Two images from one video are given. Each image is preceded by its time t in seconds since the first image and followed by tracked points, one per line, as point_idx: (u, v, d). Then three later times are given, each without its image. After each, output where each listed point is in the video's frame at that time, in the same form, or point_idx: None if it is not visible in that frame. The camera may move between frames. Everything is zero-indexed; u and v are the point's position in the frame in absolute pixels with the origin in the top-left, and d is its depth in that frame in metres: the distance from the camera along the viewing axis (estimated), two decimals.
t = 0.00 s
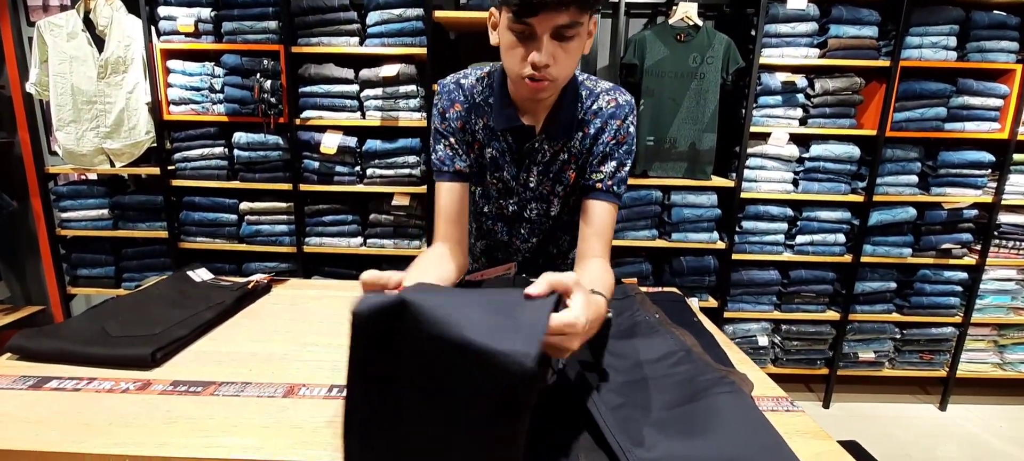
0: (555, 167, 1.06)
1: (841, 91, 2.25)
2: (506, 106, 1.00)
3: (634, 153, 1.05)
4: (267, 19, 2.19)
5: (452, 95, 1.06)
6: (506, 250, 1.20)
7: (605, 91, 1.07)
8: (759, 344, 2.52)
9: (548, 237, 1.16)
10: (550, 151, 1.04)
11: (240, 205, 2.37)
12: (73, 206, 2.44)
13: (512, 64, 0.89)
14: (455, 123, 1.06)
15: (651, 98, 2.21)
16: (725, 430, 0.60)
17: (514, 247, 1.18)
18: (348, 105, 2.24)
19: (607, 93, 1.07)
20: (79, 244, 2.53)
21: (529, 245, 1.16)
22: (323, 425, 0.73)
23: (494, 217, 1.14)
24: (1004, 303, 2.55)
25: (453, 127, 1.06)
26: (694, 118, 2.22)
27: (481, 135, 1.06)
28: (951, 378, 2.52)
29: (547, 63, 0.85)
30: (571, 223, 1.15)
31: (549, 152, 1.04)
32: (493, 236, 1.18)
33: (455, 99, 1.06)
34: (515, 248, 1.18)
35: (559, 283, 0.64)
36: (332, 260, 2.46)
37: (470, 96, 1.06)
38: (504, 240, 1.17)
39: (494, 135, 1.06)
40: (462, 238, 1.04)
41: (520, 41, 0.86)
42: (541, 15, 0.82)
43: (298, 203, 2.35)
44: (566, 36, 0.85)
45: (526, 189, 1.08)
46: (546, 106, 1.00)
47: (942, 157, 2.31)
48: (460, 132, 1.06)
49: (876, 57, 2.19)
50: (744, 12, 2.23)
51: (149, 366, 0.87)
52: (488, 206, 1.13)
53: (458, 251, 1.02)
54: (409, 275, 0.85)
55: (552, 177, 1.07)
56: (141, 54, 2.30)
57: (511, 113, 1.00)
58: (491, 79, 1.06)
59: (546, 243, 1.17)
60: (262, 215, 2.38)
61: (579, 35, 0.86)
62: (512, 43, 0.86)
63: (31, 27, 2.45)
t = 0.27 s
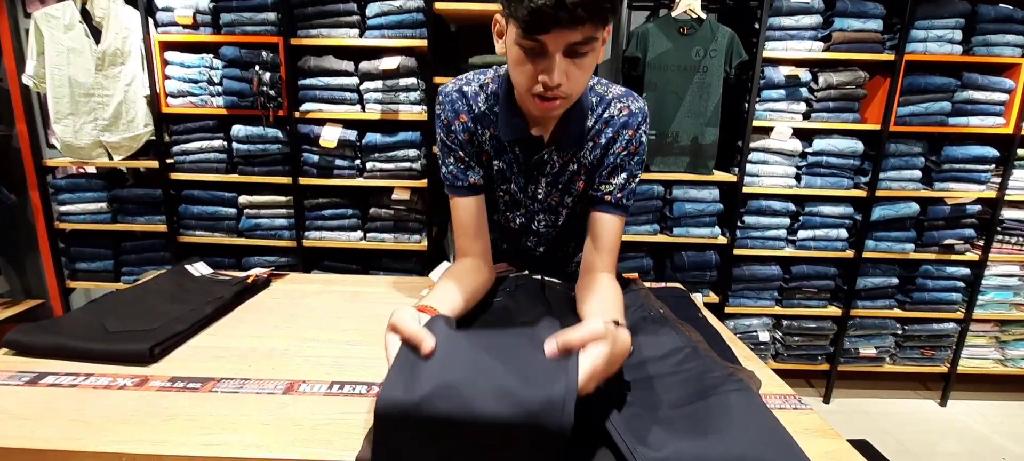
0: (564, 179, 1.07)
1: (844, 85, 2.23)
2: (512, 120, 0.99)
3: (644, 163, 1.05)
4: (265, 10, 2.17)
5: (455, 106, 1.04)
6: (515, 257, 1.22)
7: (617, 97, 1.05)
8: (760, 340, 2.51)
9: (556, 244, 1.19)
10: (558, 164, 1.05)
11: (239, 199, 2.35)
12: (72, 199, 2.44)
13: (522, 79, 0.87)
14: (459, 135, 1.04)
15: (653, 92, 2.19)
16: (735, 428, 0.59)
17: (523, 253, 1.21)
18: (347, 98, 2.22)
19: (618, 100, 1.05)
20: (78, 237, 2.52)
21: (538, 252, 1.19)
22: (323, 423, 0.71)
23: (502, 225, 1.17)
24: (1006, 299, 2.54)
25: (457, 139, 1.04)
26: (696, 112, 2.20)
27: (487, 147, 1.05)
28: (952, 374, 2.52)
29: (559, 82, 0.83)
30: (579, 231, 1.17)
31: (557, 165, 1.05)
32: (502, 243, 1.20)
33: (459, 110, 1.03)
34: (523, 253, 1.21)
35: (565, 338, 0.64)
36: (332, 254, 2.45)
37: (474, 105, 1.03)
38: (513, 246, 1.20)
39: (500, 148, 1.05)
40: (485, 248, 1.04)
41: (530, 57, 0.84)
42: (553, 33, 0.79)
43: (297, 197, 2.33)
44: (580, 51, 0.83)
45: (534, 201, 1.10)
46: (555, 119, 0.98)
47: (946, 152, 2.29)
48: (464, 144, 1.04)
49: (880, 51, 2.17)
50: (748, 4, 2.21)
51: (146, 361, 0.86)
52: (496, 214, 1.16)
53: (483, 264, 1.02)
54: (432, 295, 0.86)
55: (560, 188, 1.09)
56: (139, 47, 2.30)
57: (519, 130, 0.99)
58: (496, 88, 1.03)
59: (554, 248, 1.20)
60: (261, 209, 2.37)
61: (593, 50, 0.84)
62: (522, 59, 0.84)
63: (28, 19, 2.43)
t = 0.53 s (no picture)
0: (560, 176, 1.08)
1: (838, 65, 2.20)
2: (507, 117, 0.99)
3: (643, 151, 1.07)
4: None
5: (447, 93, 1.04)
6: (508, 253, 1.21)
7: (617, 82, 1.05)
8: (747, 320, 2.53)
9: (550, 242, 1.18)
10: (555, 162, 1.05)
11: (220, 176, 2.29)
12: (46, 176, 2.35)
13: (521, 96, 0.85)
14: (453, 124, 1.05)
15: (647, 69, 2.14)
16: (730, 415, 0.65)
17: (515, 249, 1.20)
18: (332, 72, 2.15)
19: (619, 86, 1.04)
20: (54, 216, 2.44)
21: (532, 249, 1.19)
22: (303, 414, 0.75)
23: (495, 222, 1.16)
24: (989, 280, 2.57)
25: (451, 129, 1.05)
26: (689, 90, 2.16)
27: (481, 140, 1.05)
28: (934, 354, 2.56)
29: (559, 108, 0.81)
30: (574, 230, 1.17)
31: (554, 164, 1.05)
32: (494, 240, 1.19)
33: (452, 98, 1.04)
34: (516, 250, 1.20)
35: (559, 367, 0.71)
36: (317, 234, 2.41)
37: (468, 94, 1.04)
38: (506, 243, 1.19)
39: (494, 140, 1.05)
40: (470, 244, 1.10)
41: (529, 77, 0.81)
42: (556, 58, 0.76)
43: (281, 175, 2.27)
44: (583, 76, 0.80)
45: (529, 199, 1.10)
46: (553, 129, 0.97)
47: (936, 134, 2.29)
48: (458, 134, 1.05)
49: (875, 30, 2.14)
50: None
51: (115, 347, 0.87)
52: (489, 211, 1.15)
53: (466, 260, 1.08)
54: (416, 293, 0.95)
55: (556, 186, 1.09)
56: (111, 14, 2.18)
57: (516, 125, 0.99)
58: (490, 77, 1.03)
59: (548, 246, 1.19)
60: (244, 186, 2.31)
61: (597, 73, 0.81)
62: (522, 77, 0.82)
63: None
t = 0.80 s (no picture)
0: (555, 134, 1.01)
1: (836, 26, 2.15)
2: (497, 67, 0.93)
3: (644, 106, 1.02)
4: None
5: (431, 43, 0.97)
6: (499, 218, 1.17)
7: (618, 31, 0.98)
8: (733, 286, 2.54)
9: (543, 206, 1.13)
10: (549, 118, 0.99)
11: (193, 138, 2.18)
12: (3, 137, 2.20)
13: (515, 43, 0.78)
14: (439, 78, 0.98)
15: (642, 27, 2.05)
16: (741, 393, 0.65)
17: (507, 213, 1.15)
18: (309, 26, 2.02)
19: (620, 34, 0.98)
20: (16, 179, 2.31)
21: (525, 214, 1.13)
22: (280, 391, 0.74)
23: (484, 185, 1.11)
24: (971, 247, 2.60)
25: (437, 84, 0.99)
26: (684, 52, 2.09)
27: (469, 94, 0.99)
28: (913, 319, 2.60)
29: (559, 56, 0.75)
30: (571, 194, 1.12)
31: (548, 120, 0.99)
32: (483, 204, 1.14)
33: (436, 49, 0.97)
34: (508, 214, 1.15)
35: (566, 336, 0.70)
36: (298, 199, 2.33)
37: (454, 44, 0.97)
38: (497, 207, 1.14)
39: (483, 94, 0.99)
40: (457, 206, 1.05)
41: (525, 21, 0.74)
42: None
43: (258, 136, 2.18)
44: (584, 18, 0.74)
45: (521, 160, 1.04)
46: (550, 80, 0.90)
47: (931, 99, 2.26)
48: (445, 89, 1.00)
49: None
50: None
51: (71, 320, 0.86)
52: (478, 173, 1.10)
53: (453, 223, 1.03)
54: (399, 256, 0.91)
55: (550, 145, 1.03)
56: None
57: (507, 76, 0.93)
58: (477, 25, 0.96)
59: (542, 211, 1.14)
60: (219, 149, 2.20)
61: (598, 15, 0.74)
62: (516, 20, 0.74)
63: None
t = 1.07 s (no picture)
0: (549, 83, 1.01)
1: None
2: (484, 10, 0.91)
3: (650, 52, 1.00)
4: None
5: None
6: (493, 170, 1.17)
7: None
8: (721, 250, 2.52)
9: (539, 159, 1.13)
10: (542, 66, 0.98)
11: (160, 95, 2.05)
12: None
13: None
14: (422, 23, 0.95)
15: None
16: (749, 366, 0.71)
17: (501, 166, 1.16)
18: None
19: None
20: None
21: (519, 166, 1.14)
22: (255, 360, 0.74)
23: (474, 137, 1.11)
24: (958, 209, 2.60)
25: (419, 28, 0.96)
26: (680, 6, 2.00)
27: (455, 41, 0.97)
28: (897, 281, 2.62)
29: None
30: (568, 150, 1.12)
31: (541, 69, 0.99)
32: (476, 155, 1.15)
33: None
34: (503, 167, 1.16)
35: (578, 295, 0.73)
36: (276, 160, 2.21)
37: None
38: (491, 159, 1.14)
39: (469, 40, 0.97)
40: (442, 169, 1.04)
41: None
42: None
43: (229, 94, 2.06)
44: None
45: (513, 111, 1.04)
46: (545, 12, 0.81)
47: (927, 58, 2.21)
48: (428, 34, 0.96)
49: None
50: None
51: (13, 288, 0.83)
52: (467, 124, 1.10)
53: (436, 182, 1.02)
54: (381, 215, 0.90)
55: (542, 94, 1.03)
56: None
57: (494, 22, 0.92)
58: None
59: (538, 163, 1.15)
60: (188, 107, 2.08)
61: None
62: None
63: None
